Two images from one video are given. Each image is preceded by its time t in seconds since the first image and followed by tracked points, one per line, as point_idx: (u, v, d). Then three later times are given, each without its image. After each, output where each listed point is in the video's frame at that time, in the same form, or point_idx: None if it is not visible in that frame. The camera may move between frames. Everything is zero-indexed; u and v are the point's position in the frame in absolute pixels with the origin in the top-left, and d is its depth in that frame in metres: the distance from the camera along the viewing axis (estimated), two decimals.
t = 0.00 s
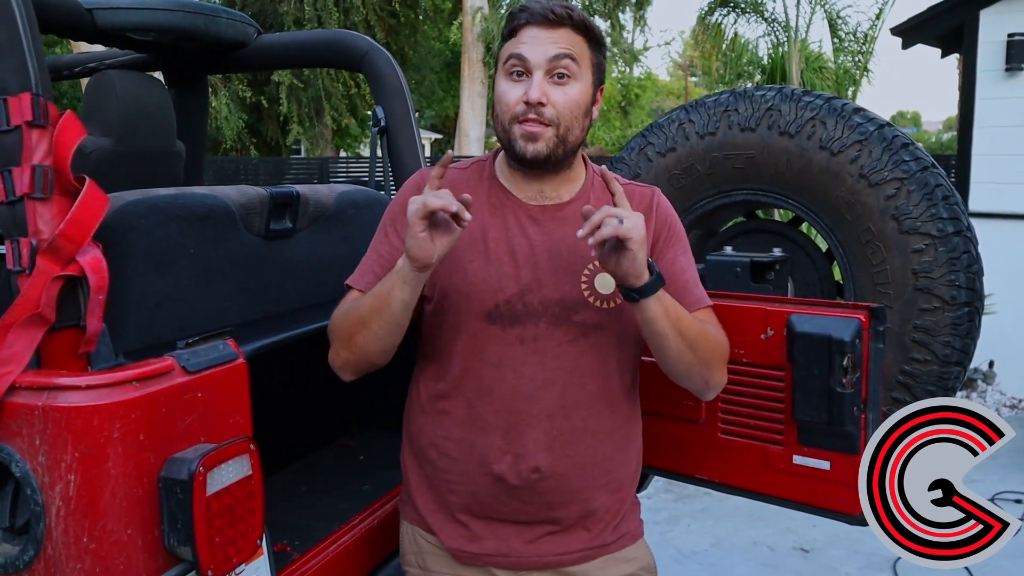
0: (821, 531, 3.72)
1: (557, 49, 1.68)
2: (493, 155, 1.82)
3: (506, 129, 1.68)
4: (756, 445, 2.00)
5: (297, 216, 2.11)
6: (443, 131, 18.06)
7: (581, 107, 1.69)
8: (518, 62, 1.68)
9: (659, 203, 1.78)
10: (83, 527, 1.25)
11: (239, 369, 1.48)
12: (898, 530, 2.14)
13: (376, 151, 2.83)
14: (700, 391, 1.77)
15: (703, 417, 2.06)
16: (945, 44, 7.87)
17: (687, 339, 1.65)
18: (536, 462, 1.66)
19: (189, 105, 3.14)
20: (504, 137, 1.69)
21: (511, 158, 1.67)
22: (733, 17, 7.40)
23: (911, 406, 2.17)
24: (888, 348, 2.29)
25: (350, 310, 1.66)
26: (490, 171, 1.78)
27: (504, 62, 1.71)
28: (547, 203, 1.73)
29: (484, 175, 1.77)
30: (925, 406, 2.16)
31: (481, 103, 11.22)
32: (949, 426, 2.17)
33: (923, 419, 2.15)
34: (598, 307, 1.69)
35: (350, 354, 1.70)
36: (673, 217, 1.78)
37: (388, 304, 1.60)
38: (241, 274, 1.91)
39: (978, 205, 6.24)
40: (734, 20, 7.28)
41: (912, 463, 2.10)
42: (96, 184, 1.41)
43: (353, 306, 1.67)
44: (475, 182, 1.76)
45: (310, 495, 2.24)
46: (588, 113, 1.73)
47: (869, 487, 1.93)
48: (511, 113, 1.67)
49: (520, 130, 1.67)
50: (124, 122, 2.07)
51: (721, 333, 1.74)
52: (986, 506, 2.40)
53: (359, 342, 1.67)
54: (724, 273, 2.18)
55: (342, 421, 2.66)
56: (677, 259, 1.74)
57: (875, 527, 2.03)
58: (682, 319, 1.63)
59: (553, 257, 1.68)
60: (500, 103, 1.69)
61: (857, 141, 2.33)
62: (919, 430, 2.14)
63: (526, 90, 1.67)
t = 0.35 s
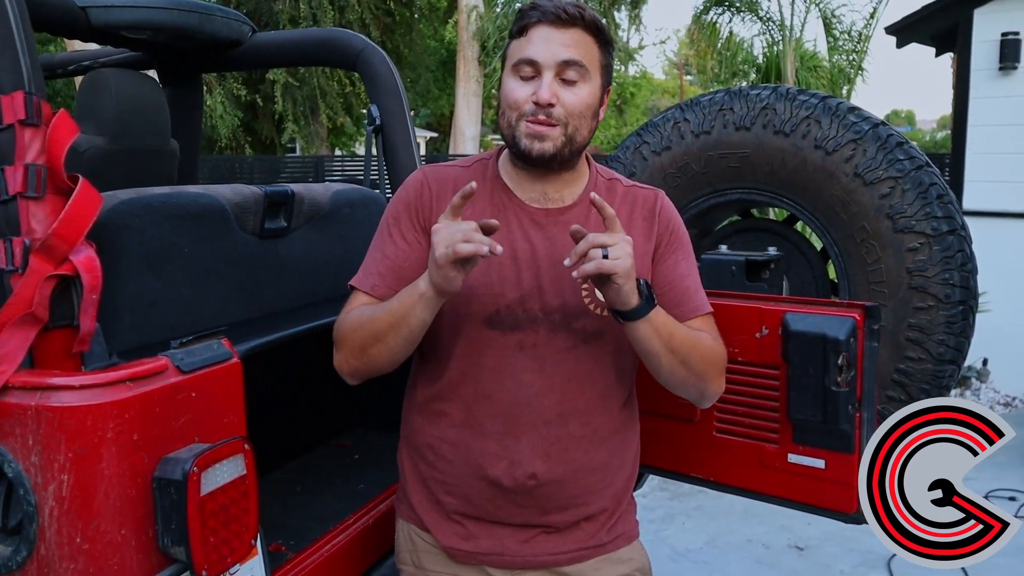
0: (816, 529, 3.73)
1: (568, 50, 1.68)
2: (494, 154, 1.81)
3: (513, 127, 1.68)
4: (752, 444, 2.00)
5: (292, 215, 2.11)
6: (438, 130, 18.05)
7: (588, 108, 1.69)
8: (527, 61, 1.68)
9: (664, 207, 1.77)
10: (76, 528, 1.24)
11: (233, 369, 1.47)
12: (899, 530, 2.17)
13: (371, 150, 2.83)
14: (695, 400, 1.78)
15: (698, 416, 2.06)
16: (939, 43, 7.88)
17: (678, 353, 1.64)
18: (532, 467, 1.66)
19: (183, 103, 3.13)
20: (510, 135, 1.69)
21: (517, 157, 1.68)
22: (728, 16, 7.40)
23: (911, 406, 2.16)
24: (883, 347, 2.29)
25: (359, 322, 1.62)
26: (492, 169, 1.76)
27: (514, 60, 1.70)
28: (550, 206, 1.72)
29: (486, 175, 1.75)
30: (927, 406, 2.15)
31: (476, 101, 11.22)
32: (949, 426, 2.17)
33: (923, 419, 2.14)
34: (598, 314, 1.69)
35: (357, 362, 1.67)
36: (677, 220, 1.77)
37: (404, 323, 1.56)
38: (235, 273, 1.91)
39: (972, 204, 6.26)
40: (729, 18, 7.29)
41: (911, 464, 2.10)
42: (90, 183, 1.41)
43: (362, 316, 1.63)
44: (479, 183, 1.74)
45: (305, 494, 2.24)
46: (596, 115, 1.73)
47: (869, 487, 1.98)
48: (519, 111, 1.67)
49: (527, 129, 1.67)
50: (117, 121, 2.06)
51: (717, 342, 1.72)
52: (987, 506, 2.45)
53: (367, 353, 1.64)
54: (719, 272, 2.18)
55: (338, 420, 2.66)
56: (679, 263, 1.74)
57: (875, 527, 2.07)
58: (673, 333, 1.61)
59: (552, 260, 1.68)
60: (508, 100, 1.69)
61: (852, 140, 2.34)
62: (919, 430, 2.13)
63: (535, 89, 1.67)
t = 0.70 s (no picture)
0: (814, 528, 3.73)
1: (572, 46, 1.68)
2: (493, 153, 1.81)
3: (518, 122, 1.69)
4: (750, 443, 2.00)
5: (290, 213, 2.11)
6: (435, 129, 18.04)
7: (592, 104, 1.71)
8: (531, 56, 1.68)
9: (661, 204, 1.77)
10: (74, 527, 1.24)
11: (231, 368, 1.47)
12: (898, 530, 2.17)
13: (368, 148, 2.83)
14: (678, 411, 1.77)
15: (696, 414, 2.07)
16: (936, 42, 7.89)
17: (626, 387, 1.62)
18: (533, 470, 1.66)
19: (180, 102, 3.13)
20: (515, 131, 1.70)
21: (521, 154, 1.69)
22: (725, 15, 7.41)
23: (911, 406, 2.15)
24: (881, 346, 2.30)
25: (408, 355, 1.59)
26: (491, 168, 1.75)
27: (517, 56, 1.71)
28: (550, 207, 1.71)
29: (485, 174, 1.74)
30: (927, 406, 2.15)
31: (474, 100, 11.22)
32: (949, 426, 2.17)
33: (923, 419, 2.14)
34: (595, 317, 1.68)
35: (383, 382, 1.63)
36: (674, 218, 1.76)
37: (461, 377, 1.57)
38: (233, 272, 1.91)
39: (968, 203, 6.27)
40: (726, 17, 7.29)
41: (911, 464, 2.10)
42: (87, 182, 1.40)
43: (409, 349, 1.60)
44: (478, 182, 1.73)
45: (303, 494, 2.24)
46: (599, 110, 1.74)
47: (869, 487, 1.99)
48: (523, 106, 1.68)
49: (531, 124, 1.68)
50: (115, 119, 2.06)
51: (687, 359, 1.69)
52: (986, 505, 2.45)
53: (403, 381, 1.61)
54: (717, 271, 2.18)
55: (336, 419, 2.66)
56: (668, 265, 1.72)
57: (875, 527, 2.07)
58: (617, 369, 1.59)
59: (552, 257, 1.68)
60: (512, 95, 1.70)
61: (849, 139, 2.34)
62: (919, 430, 2.13)
63: (539, 85, 1.68)
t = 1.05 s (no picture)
0: (814, 527, 3.73)
1: (545, 39, 1.66)
2: (481, 151, 1.81)
3: (495, 121, 1.68)
4: (750, 442, 2.00)
5: (290, 212, 2.11)
6: (435, 128, 18.04)
7: (570, 97, 1.69)
8: (504, 52, 1.67)
9: (651, 194, 1.76)
10: (74, 527, 1.24)
11: (232, 367, 1.47)
12: (898, 530, 2.17)
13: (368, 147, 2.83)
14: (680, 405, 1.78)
15: (697, 413, 2.07)
16: (935, 41, 7.90)
17: (622, 388, 1.62)
18: (534, 475, 1.66)
19: (180, 101, 3.12)
20: (493, 130, 1.69)
21: (500, 153, 1.68)
22: (725, 14, 7.41)
23: (910, 406, 2.14)
24: (882, 345, 2.30)
25: (400, 364, 1.59)
26: (479, 167, 1.75)
27: (492, 53, 1.70)
28: (538, 206, 1.71)
29: (473, 173, 1.74)
30: (925, 407, 2.14)
31: (473, 100, 11.22)
32: (949, 426, 2.16)
33: (922, 419, 2.13)
34: (589, 315, 1.67)
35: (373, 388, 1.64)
36: (664, 209, 1.75)
37: (450, 384, 1.57)
38: (233, 272, 1.91)
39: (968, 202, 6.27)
40: (726, 17, 7.30)
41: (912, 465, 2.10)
42: (87, 181, 1.40)
43: (400, 357, 1.60)
44: (465, 181, 1.73)
45: (304, 493, 2.24)
46: (580, 104, 1.72)
47: (869, 487, 1.99)
48: (499, 105, 1.67)
49: (508, 122, 1.67)
50: (115, 119, 2.06)
51: (685, 351, 1.69)
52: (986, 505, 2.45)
53: (392, 386, 1.61)
54: (718, 270, 2.18)
55: (336, 419, 2.66)
56: (661, 257, 1.72)
57: (875, 527, 2.07)
58: (612, 371, 1.60)
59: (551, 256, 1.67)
60: (487, 94, 1.69)
61: (850, 138, 2.34)
62: (919, 430, 2.12)
63: (513, 81, 1.66)
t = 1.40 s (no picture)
0: (814, 526, 3.73)
1: (513, 30, 1.69)
2: (466, 154, 1.82)
3: (474, 116, 1.70)
4: (752, 442, 2.00)
5: (290, 212, 2.10)
6: (435, 127, 18.03)
7: (545, 84, 1.71)
8: (475, 49, 1.70)
9: (639, 195, 1.74)
10: (75, 526, 1.23)
11: (232, 366, 1.46)
12: (898, 530, 2.17)
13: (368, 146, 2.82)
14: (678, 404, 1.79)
15: (699, 412, 2.06)
16: (935, 41, 7.89)
17: (637, 395, 1.63)
18: (520, 470, 1.67)
19: (180, 101, 3.12)
20: (472, 126, 1.70)
21: (482, 147, 1.69)
22: (725, 13, 7.40)
23: (910, 406, 2.14)
24: (883, 344, 2.29)
25: (376, 370, 1.62)
26: (464, 169, 1.77)
27: (463, 54, 1.73)
28: (521, 201, 1.70)
29: (458, 174, 1.76)
30: (926, 406, 2.14)
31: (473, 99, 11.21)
32: (949, 426, 2.15)
33: (923, 419, 2.12)
34: (575, 309, 1.66)
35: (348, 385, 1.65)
36: (655, 208, 1.73)
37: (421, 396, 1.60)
38: (233, 271, 1.90)
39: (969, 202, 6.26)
40: (726, 16, 7.29)
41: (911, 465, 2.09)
42: (87, 179, 1.40)
43: (377, 365, 1.62)
44: (450, 182, 1.74)
45: (303, 493, 2.23)
46: (555, 91, 1.74)
47: (869, 487, 1.98)
48: (476, 99, 1.69)
49: (487, 115, 1.68)
50: (115, 118, 2.05)
51: (685, 349, 1.69)
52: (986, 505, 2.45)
53: (365, 385, 1.63)
54: (719, 270, 2.18)
55: (335, 418, 2.65)
56: (656, 255, 1.70)
57: (875, 527, 2.07)
58: (625, 381, 1.60)
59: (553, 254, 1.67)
60: (463, 91, 1.72)
61: (852, 137, 2.33)
62: (920, 430, 2.12)
63: (487, 75, 1.69)
